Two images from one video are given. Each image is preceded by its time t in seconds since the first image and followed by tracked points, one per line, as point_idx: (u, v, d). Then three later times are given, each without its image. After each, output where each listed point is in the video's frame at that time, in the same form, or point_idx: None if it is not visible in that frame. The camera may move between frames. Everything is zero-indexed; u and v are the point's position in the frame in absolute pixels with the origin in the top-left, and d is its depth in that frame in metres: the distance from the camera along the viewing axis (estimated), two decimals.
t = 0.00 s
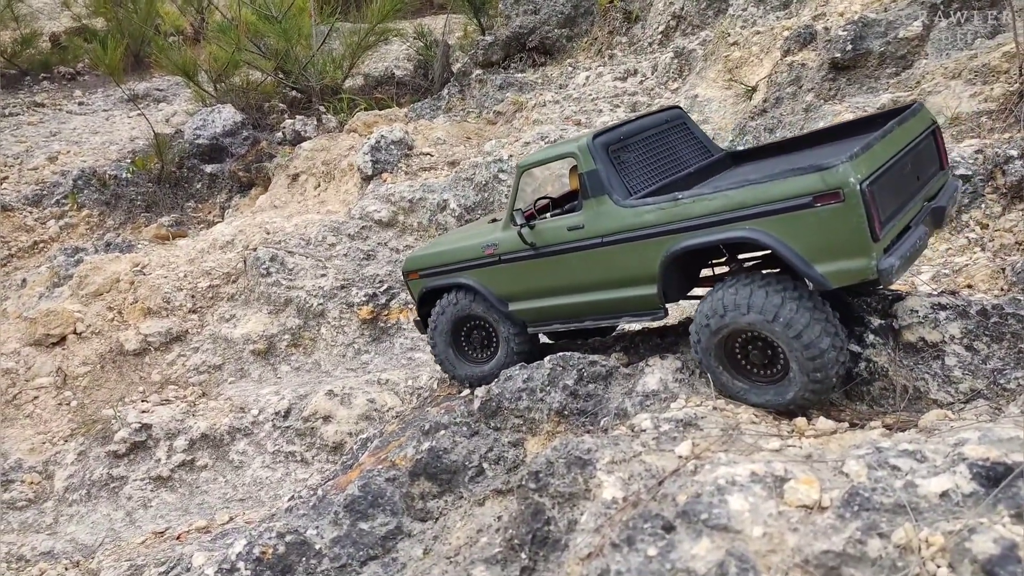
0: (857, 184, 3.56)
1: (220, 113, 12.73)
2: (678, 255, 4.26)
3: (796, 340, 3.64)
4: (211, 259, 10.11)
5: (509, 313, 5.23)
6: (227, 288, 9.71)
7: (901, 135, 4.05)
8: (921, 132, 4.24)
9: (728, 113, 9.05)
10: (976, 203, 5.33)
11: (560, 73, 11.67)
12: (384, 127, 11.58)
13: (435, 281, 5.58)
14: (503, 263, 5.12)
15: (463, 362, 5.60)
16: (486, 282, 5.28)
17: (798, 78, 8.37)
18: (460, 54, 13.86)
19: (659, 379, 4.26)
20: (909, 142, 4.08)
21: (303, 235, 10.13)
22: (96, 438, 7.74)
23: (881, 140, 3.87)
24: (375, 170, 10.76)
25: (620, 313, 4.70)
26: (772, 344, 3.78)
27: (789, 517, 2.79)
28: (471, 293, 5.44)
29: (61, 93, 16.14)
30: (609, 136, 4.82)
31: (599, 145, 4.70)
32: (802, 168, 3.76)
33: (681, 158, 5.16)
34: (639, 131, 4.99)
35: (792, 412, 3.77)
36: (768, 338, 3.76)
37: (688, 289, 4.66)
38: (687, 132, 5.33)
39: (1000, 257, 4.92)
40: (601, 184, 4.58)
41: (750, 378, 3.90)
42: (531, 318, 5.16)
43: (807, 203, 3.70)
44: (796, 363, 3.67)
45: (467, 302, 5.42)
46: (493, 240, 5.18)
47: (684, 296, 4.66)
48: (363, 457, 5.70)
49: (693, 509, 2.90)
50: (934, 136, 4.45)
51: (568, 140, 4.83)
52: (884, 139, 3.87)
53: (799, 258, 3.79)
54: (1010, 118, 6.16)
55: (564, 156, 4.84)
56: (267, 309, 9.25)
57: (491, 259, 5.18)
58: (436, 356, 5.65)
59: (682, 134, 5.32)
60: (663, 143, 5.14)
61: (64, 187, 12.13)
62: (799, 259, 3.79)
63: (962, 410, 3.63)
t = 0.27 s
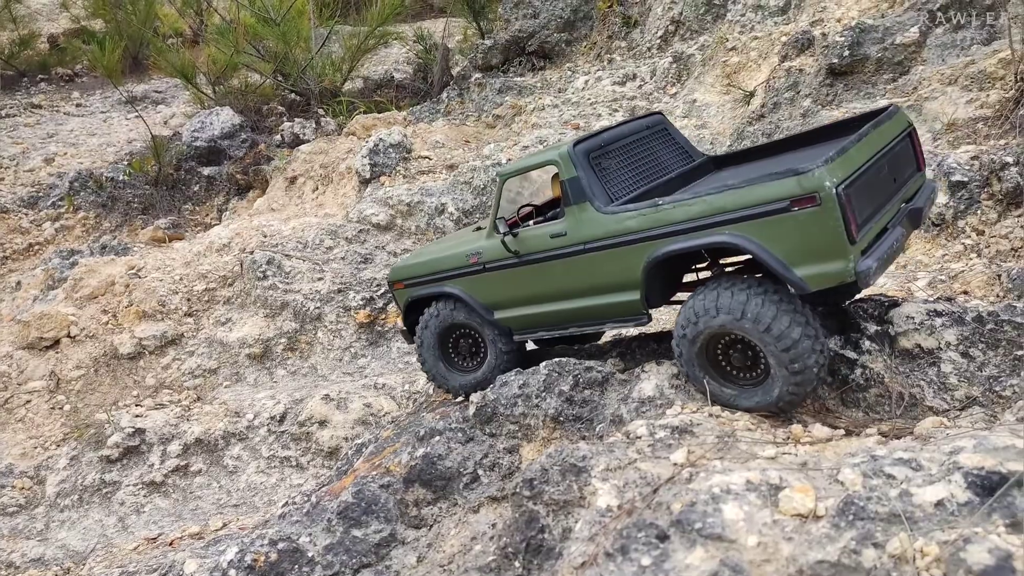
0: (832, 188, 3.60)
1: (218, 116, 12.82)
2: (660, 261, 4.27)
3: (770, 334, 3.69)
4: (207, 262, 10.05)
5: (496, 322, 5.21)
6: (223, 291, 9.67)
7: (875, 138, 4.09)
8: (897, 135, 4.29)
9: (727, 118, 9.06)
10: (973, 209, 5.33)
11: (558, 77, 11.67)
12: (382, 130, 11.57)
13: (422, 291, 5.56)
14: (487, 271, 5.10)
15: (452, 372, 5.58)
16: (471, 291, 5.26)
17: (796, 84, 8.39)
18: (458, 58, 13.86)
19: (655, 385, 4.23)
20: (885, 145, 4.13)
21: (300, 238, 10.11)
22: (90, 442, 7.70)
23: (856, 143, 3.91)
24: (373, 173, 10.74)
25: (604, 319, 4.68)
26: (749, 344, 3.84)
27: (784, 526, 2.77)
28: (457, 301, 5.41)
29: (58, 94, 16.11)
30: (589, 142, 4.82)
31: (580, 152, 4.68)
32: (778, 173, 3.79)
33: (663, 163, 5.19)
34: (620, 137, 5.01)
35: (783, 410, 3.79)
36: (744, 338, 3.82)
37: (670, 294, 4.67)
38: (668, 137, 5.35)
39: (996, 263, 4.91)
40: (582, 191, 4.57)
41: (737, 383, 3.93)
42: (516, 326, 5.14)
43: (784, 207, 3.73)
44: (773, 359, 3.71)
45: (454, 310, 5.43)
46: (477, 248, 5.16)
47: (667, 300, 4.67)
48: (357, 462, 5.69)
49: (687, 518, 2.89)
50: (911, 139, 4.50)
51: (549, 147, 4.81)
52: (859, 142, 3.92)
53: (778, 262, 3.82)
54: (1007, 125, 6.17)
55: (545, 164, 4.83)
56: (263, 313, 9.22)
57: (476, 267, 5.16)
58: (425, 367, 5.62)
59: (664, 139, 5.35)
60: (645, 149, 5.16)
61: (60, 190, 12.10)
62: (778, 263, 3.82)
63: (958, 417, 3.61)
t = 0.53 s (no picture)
0: (811, 183, 3.61)
1: (214, 119, 12.78)
2: (643, 261, 4.25)
3: (746, 322, 3.72)
4: (204, 264, 10.00)
5: (483, 327, 5.18)
6: (219, 293, 9.63)
7: (853, 133, 4.11)
8: (874, 130, 4.31)
9: (724, 119, 9.05)
10: (972, 209, 5.31)
11: (555, 78, 11.65)
12: (379, 132, 11.55)
13: (407, 298, 5.52)
14: (472, 276, 5.07)
15: (444, 379, 5.53)
16: (458, 297, 5.22)
17: (794, 84, 8.38)
18: (456, 59, 13.84)
19: (653, 386, 4.20)
20: (862, 141, 4.15)
21: (297, 240, 10.07)
22: (85, 445, 7.66)
23: (834, 138, 3.93)
24: (370, 175, 10.71)
25: (591, 320, 4.67)
26: (728, 338, 3.85)
27: (782, 527, 2.75)
28: (444, 307, 5.38)
29: (54, 97, 16.08)
30: (570, 145, 4.80)
31: (561, 154, 4.67)
32: (758, 170, 3.80)
33: (645, 163, 5.19)
34: (601, 138, 5.00)
35: (774, 399, 3.76)
36: (722, 333, 3.84)
37: (655, 294, 4.66)
38: (649, 138, 5.35)
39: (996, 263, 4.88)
40: (564, 194, 4.55)
41: (726, 380, 3.91)
42: (503, 329, 5.12)
43: (765, 203, 3.73)
44: (753, 346, 3.73)
45: (439, 315, 5.38)
46: (461, 253, 5.13)
47: (653, 300, 4.66)
48: (354, 464, 5.66)
49: (685, 519, 2.86)
50: (889, 133, 4.53)
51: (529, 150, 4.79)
52: (837, 138, 3.94)
53: (761, 259, 3.81)
54: (1006, 124, 6.12)
55: (526, 167, 4.80)
56: (260, 314, 9.18)
57: (461, 271, 5.13)
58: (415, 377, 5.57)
59: (645, 139, 5.35)
60: (626, 150, 5.15)
61: (56, 192, 12.06)
62: (760, 259, 3.81)
63: (957, 417, 3.58)
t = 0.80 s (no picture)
0: (796, 183, 3.60)
1: (214, 117, 12.78)
2: (630, 263, 4.23)
3: (724, 317, 3.73)
4: (203, 263, 9.96)
5: (473, 332, 5.16)
6: (218, 292, 9.59)
7: (838, 131, 4.10)
8: (860, 127, 4.30)
9: (725, 119, 9.02)
10: (975, 210, 5.27)
11: (555, 77, 11.62)
12: (379, 131, 11.52)
13: (397, 304, 5.50)
14: (461, 280, 5.06)
15: (439, 385, 5.51)
16: (448, 302, 5.20)
17: (795, 85, 8.35)
18: (456, 58, 13.80)
19: (652, 387, 4.17)
20: (848, 139, 4.14)
21: (296, 239, 10.04)
22: (84, 444, 7.64)
23: (819, 137, 3.92)
24: (369, 174, 10.69)
25: (581, 322, 4.64)
26: (711, 338, 3.86)
27: (783, 531, 2.72)
28: (434, 312, 5.35)
29: (55, 95, 16.06)
30: (555, 148, 4.79)
31: (546, 158, 4.66)
32: (742, 170, 3.78)
33: (632, 164, 5.18)
34: (587, 141, 4.99)
35: (767, 393, 3.73)
36: (705, 333, 3.85)
37: (644, 296, 4.64)
38: (636, 138, 5.34)
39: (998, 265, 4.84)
40: (550, 197, 4.54)
41: (719, 380, 3.89)
42: (493, 333, 5.09)
43: (750, 204, 3.72)
44: (735, 340, 3.73)
45: (427, 321, 5.38)
46: (449, 258, 5.11)
47: (642, 302, 4.63)
48: (352, 465, 5.63)
49: (685, 523, 2.83)
50: (876, 130, 4.52)
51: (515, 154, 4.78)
52: (821, 136, 3.93)
53: (748, 259, 3.80)
54: (1008, 126, 6.00)
55: (512, 171, 4.79)
56: (259, 314, 9.15)
57: (450, 277, 5.11)
58: (410, 386, 5.56)
59: (632, 140, 5.35)
60: (613, 151, 5.14)
61: (55, 190, 12.03)
62: (747, 260, 3.80)
63: (960, 421, 3.55)
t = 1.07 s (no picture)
0: (792, 184, 3.62)
1: (210, 118, 12.68)
2: (628, 265, 4.24)
3: (715, 313, 3.76)
4: (200, 266, 9.92)
5: (472, 336, 5.16)
6: (216, 294, 9.56)
7: (832, 132, 4.13)
8: (853, 128, 4.34)
9: (723, 120, 9.05)
10: (974, 211, 5.30)
11: (553, 79, 11.63)
12: (376, 132, 11.52)
13: (394, 310, 5.48)
14: (459, 285, 5.05)
15: (441, 390, 5.52)
16: (445, 307, 5.19)
17: (793, 86, 8.36)
18: (453, 60, 13.80)
19: (657, 389, 4.19)
20: (842, 139, 4.17)
21: (294, 241, 10.03)
22: (82, 448, 7.62)
23: (813, 138, 3.95)
24: (367, 176, 10.68)
25: (579, 325, 4.64)
26: (706, 337, 3.89)
27: (793, 532, 2.73)
28: (433, 317, 5.34)
29: (48, 96, 15.99)
30: (550, 152, 4.80)
31: (543, 162, 4.66)
32: (738, 172, 3.81)
33: (627, 167, 5.20)
34: (582, 144, 5.00)
35: (767, 386, 3.73)
36: (699, 333, 3.88)
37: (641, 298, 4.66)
38: (630, 141, 5.36)
39: (999, 266, 4.87)
40: (547, 200, 4.54)
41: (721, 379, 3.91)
42: (492, 337, 5.09)
43: (746, 205, 3.74)
44: (729, 336, 3.75)
45: (422, 327, 5.36)
46: (446, 263, 5.10)
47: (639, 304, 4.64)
48: (355, 467, 5.63)
49: (695, 525, 2.84)
50: (867, 130, 4.55)
51: (511, 158, 4.78)
52: (815, 137, 3.95)
53: (745, 260, 3.81)
54: (1007, 127, 6.01)
55: (508, 175, 4.79)
56: (257, 316, 9.13)
57: (447, 281, 5.10)
58: (412, 395, 5.56)
59: (626, 143, 5.36)
60: (607, 154, 5.16)
61: (50, 192, 11.98)
62: (744, 261, 3.82)
63: (965, 421, 3.57)
